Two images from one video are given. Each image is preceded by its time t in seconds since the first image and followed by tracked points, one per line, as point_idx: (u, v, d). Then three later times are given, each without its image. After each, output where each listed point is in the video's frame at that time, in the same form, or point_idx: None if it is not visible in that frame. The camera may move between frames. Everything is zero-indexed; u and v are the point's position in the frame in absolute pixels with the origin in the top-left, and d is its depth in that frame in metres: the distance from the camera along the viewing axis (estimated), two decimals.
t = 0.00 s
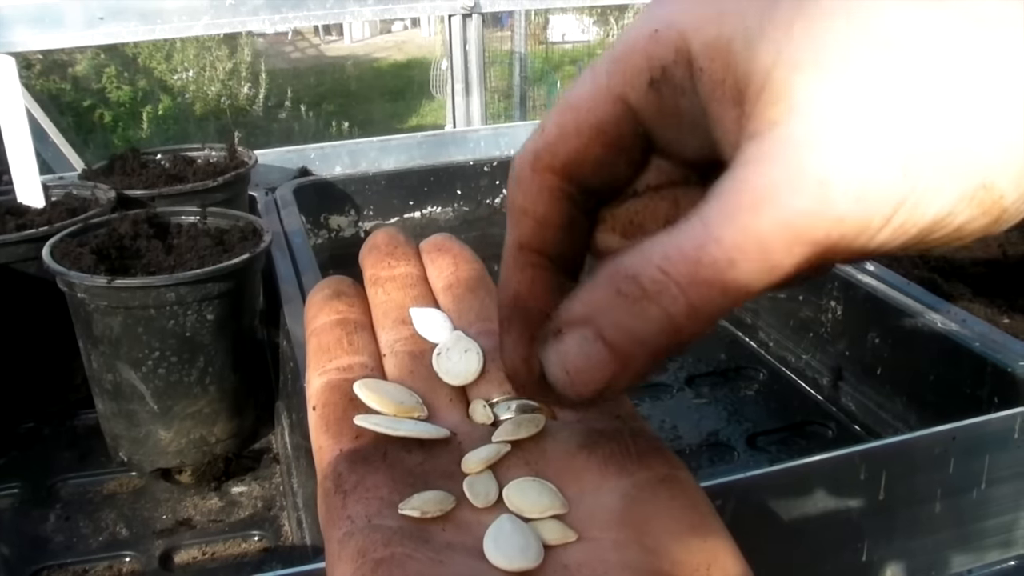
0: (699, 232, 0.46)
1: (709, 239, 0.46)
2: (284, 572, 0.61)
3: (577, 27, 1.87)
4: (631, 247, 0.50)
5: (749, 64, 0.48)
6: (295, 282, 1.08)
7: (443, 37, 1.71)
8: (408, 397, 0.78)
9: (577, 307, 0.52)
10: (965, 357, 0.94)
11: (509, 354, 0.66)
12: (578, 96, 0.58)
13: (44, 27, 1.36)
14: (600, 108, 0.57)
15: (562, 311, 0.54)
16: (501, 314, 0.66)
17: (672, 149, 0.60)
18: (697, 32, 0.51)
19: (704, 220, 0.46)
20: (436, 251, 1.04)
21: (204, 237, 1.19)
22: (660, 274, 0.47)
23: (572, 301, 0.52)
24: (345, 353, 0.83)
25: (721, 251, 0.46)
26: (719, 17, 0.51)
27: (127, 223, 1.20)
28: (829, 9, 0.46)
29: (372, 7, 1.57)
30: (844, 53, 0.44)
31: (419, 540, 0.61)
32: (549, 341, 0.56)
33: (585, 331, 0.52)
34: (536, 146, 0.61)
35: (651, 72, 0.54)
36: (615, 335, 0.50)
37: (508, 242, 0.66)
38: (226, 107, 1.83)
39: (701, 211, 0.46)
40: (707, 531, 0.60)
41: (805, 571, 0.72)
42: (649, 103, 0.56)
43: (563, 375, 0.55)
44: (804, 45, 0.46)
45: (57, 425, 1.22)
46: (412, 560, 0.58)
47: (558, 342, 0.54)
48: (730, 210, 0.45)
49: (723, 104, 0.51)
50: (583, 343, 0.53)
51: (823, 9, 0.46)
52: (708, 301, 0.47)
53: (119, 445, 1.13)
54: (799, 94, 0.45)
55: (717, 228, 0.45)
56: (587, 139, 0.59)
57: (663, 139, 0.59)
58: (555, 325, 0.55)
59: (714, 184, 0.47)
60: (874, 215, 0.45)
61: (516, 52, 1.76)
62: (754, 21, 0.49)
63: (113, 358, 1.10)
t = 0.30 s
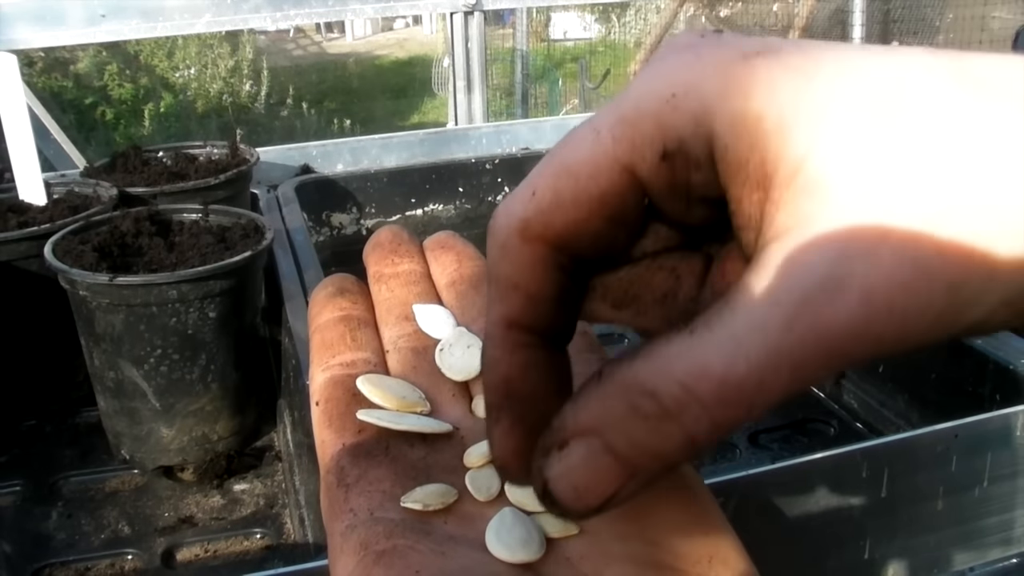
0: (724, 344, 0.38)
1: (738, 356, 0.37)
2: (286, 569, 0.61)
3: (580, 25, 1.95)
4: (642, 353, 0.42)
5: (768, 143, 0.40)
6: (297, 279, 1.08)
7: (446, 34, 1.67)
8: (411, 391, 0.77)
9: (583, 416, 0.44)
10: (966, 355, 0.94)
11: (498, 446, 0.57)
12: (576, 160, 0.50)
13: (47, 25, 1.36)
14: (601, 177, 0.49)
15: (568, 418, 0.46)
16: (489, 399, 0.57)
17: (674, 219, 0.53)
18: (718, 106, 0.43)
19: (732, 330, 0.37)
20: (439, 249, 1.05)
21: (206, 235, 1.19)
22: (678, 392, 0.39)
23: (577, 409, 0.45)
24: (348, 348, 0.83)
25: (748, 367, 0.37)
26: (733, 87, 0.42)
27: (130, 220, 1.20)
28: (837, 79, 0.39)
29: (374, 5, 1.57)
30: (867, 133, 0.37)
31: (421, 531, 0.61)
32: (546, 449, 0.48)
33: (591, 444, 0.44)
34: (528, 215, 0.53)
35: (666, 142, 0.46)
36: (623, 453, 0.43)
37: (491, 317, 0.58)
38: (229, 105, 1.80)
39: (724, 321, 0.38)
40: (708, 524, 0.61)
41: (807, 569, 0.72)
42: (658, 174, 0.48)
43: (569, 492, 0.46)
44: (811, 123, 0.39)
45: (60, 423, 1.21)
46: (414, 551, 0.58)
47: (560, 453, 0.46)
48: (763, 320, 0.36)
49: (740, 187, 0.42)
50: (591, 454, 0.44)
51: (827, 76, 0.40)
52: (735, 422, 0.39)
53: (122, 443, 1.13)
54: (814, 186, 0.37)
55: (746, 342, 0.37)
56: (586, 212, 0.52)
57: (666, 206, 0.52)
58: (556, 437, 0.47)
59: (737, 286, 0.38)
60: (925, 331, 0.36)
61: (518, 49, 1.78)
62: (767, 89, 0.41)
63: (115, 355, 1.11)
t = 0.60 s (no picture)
0: (696, 416, 0.39)
1: (709, 429, 0.39)
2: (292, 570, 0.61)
3: (582, 27, 1.97)
4: (614, 420, 0.44)
5: (732, 208, 0.41)
6: (300, 282, 1.08)
7: (448, 37, 1.68)
8: (417, 392, 0.76)
9: (563, 484, 0.46)
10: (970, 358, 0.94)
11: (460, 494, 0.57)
12: (531, 223, 0.48)
13: (48, 27, 1.36)
14: (555, 241, 0.48)
15: (546, 485, 0.47)
16: (447, 448, 0.57)
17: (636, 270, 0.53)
18: (676, 172, 0.42)
19: (703, 403, 0.39)
20: (444, 250, 1.05)
21: (209, 237, 1.19)
22: (654, 463, 0.42)
23: (554, 478, 0.47)
24: (354, 348, 0.83)
25: (722, 440, 0.39)
26: (697, 150, 0.42)
27: (132, 222, 1.20)
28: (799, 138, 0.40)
29: (377, 7, 1.55)
30: (828, 199, 0.38)
31: (429, 530, 0.59)
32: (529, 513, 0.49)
33: (574, 508, 0.46)
34: (483, 275, 0.52)
35: (619, 210, 0.45)
36: (606, 513, 0.45)
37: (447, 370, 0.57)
38: (231, 107, 1.82)
39: (692, 391, 0.39)
40: (715, 523, 0.60)
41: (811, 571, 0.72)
42: (612, 241, 0.48)
43: (558, 554, 0.48)
44: (776, 185, 0.40)
45: (62, 425, 1.21)
46: (422, 549, 0.56)
47: (544, 520, 0.48)
48: (732, 394, 0.38)
49: (703, 249, 0.43)
50: (575, 517, 0.46)
51: (789, 133, 0.40)
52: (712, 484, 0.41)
53: (124, 445, 1.13)
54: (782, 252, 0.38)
55: (715, 415, 0.39)
56: (538, 273, 0.50)
57: (627, 264, 0.52)
58: (539, 503, 0.48)
59: (700, 353, 0.40)
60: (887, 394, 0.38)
61: (520, 52, 1.77)
62: (732, 152, 0.41)
63: (118, 358, 1.10)
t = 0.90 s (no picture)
0: (651, 357, 0.38)
1: (662, 371, 0.38)
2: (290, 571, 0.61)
3: (582, 27, 1.96)
4: (568, 349, 0.42)
5: (719, 155, 0.38)
6: (300, 282, 1.08)
7: (448, 37, 1.68)
8: (417, 391, 0.76)
9: (507, 405, 0.44)
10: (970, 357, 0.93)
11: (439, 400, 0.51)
12: (512, 147, 0.44)
13: (48, 28, 1.36)
14: (534, 164, 0.44)
15: (491, 403, 0.45)
16: (426, 359, 0.53)
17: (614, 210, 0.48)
18: (660, 108, 0.39)
19: (660, 344, 0.38)
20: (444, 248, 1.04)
21: (209, 237, 1.19)
22: (600, 399, 0.40)
23: (504, 395, 0.44)
24: (353, 347, 0.83)
25: (670, 384, 0.38)
26: (709, 102, 0.38)
27: (132, 223, 1.20)
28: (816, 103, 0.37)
29: (377, 7, 1.55)
30: (816, 157, 0.36)
31: (427, 530, 0.59)
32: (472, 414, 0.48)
33: (512, 432, 0.44)
34: (459, 188, 0.47)
35: (596, 138, 0.42)
36: (543, 445, 0.43)
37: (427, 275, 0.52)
38: (231, 107, 1.81)
39: (655, 327, 0.38)
40: (714, 523, 0.60)
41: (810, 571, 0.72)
42: (591, 170, 0.44)
43: (488, 476, 0.46)
44: (769, 133, 0.37)
45: (63, 425, 1.21)
46: (420, 549, 0.57)
47: (482, 438, 0.45)
48: (689, 333, 0.37)
49: (681, 190, 0.40)
50: (512, 442, 0.44)
51: (781, 83, 0.38)
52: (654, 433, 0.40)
53: (125, 445, 1.13)
54: (774, 211, 0.36)
55: (670, 354, 0.38)
56: (514, 195, 0.45)
57: (606, 202, 0.47)
58: (480, 419, 0.46)
59: (668, 296, 0.39)
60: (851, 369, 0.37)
61: (521, 52, 1.76)
62: (745, 112, 0.38)
63: (118, 358, 1.10)
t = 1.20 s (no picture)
0: (702, 471, 0.39)
1: (715, 484, 0.39)
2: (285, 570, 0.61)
3: (582, 24, 1.96)
4: (615, 458, 0.44)
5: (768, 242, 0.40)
6: (300, 279, 1.08)
7: (448, 34, 1.65)
8: (406, 397, 0.77)
9: (546, 504, 0.47)
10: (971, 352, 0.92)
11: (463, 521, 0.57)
12: (564, 237, 0.47)
13: (48, 24, 1.36)
14: (586, 263, 0.47)
15: (532, 500, 0.49)
16: (456, 467, 0.58)
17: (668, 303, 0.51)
18: (716, 205, 0.41)
19: (713, 456, 0.38)
20: (433, 248, 1.04)
21: (209, 233, 1.19)
22: (646, 510, 0.41)
23: (543, 496, 0.48)
24: (343, 353, 0.83)
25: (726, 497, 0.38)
26: (731, 177, 0.42)
27: (133, 219, 1.20)
28: (795, 157, 0.41)
29: (377, 3, 1.56)
30: (849, 200, 0.39)
31: (417, 542, 0.61)
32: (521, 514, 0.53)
33: (554, 530, 0.47)
34: (507, 288, 0.50)
35: (655, 237, 0.44)
36: (584, 546, 0.46)
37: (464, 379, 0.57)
38: (232, 103, 1.83)
39: (712, 434, 0.39)
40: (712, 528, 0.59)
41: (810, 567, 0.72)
42: (646, 266, 0.46)
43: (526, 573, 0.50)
44: (803, 204, 0.40)
45: (63, 422, 1.22)
46: (409, 560, 0.58)
47: (521, 532, 0.49)
48: (743, 450, 0.38)
49: (737, 290, 0.41)
50: (552, 540, 0.48)
51: (818, 171, 0.40)
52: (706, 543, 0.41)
53: (125, 441, 1.13)
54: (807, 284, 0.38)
55: (724, 470, 0.38)
56: (567, 292, 0.48)
57: (662, 297, 0.50)
58: (520, 515, 0.50)
59: (719, 404, 0.39)
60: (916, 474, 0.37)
61: (521, 48, 1.76)
62: (765, 184, 0.41)
63: (118, 354, 1.11)
